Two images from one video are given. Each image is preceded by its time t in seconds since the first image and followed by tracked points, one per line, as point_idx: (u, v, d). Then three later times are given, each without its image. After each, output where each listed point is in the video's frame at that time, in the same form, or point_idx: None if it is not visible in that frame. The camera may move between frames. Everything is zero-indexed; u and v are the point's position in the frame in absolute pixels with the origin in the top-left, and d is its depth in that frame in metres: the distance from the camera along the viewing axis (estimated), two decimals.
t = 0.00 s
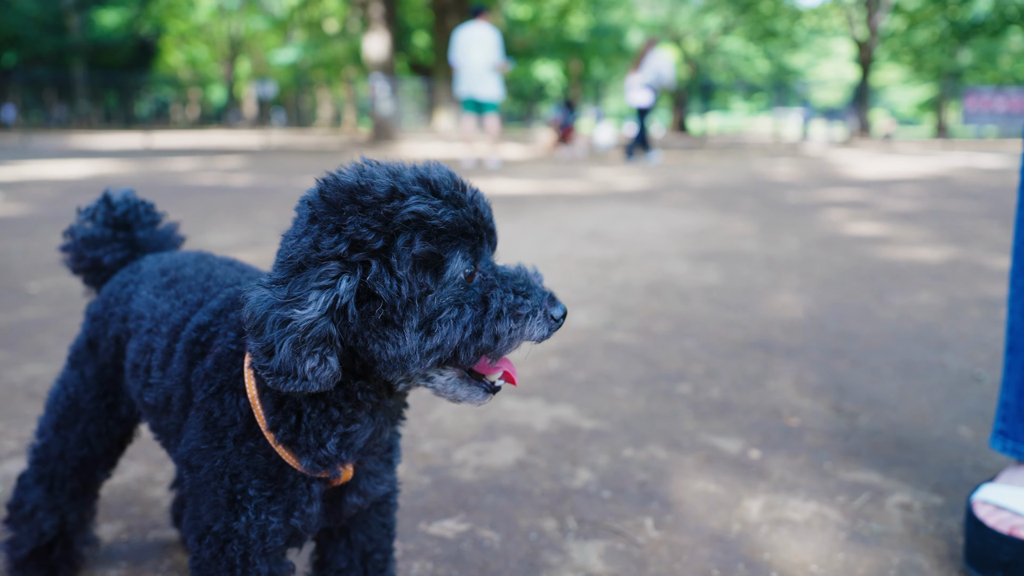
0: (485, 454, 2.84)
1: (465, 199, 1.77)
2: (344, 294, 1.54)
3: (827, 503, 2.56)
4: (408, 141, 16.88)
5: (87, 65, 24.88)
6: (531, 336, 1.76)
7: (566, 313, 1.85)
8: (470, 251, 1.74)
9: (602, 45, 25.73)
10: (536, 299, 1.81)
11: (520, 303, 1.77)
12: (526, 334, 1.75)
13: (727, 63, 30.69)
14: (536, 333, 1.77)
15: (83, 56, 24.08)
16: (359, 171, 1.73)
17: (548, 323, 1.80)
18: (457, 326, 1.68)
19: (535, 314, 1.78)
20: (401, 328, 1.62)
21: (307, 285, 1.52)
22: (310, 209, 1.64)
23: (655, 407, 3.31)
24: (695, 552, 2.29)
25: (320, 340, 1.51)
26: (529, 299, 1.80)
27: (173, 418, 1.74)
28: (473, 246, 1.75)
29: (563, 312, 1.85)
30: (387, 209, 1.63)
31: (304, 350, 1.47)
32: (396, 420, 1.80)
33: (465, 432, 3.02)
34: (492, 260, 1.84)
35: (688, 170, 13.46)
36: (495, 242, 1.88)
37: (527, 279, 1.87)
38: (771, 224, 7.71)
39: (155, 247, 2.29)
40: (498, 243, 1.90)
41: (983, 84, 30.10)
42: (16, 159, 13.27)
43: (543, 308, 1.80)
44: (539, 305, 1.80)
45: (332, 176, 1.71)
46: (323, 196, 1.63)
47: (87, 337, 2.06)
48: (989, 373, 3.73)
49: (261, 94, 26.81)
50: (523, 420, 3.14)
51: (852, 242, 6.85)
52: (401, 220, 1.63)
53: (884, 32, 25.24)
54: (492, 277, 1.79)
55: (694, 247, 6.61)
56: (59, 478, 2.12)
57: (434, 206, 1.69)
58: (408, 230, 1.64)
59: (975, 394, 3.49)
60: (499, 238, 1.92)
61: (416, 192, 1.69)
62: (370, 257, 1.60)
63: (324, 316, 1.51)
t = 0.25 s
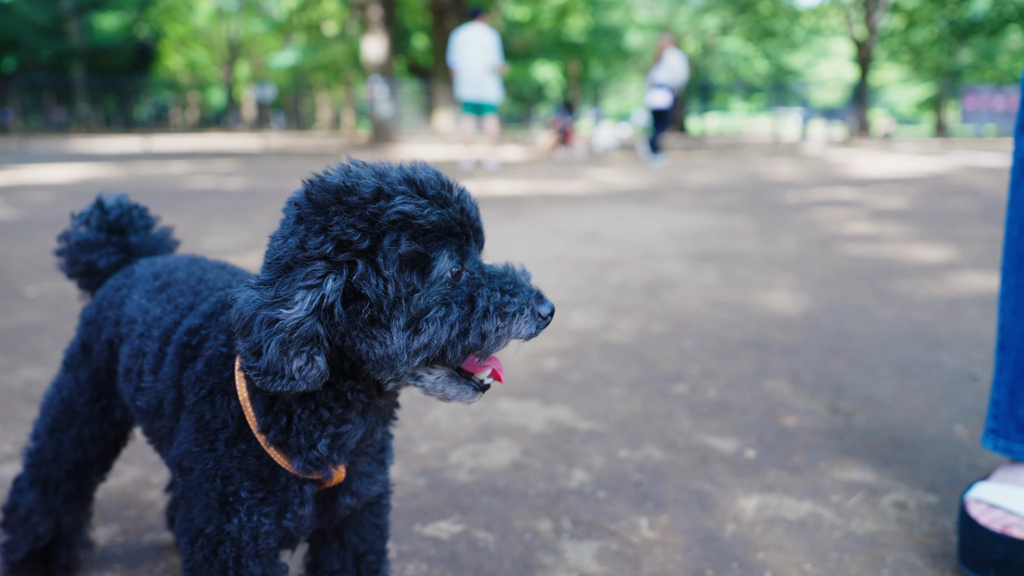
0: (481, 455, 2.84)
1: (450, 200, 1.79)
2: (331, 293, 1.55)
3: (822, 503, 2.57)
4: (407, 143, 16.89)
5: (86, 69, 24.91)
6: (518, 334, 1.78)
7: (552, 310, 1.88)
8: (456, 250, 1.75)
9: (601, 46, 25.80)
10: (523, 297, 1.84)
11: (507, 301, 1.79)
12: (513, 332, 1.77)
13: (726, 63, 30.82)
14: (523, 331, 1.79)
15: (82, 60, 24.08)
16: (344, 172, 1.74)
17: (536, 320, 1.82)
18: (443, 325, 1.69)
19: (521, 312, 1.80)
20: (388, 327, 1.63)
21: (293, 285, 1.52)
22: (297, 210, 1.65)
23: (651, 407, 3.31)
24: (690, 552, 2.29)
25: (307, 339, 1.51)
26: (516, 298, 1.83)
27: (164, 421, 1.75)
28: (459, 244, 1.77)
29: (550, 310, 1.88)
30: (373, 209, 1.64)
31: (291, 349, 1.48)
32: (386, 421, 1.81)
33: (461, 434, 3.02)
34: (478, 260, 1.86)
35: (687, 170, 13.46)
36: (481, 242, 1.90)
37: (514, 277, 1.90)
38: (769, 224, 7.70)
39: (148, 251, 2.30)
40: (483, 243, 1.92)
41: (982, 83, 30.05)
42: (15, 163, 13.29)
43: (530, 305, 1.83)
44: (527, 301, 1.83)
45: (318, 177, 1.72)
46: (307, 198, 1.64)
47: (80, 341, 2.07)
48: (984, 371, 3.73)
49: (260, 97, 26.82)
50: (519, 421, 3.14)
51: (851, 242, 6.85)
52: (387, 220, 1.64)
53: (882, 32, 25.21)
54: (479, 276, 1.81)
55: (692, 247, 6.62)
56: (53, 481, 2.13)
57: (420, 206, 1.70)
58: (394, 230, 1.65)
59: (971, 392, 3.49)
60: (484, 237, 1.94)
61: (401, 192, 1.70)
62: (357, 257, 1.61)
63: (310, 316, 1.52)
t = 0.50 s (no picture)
0: (479, 461, 2.86)
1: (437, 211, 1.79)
2: (309, 297, 1.57)
3: (819, 508, 2.57)
4: (410, 148, 16.94)
5: (91, 77, 25.02)
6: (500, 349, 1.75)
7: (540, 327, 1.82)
8: (439, 262, 1.75)
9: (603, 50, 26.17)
10: (508, 311, 1.80)
11: (483, 315, 1.76)
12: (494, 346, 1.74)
13: (729, 67, 30.90)
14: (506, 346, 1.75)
15: (88, 68, 24.21)
16: (334, 182, 1.77)
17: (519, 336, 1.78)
18: (416, 335, 1.67)
19: (505, 327, 1.76)
20: (364, 334, 1.64)
21: (275, 289, 1.57)
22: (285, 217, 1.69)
23: (650, 413, 3.32)
24: (686, 557, 2.31)
25: (287, 342, 1.55)
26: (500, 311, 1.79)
27: (163, 426, 1.77)
28: (443, 256, 1.76)
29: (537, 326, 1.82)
30: (354, 218, 1.67)
31: (271, 350, 1.52)
32: (381, 428, 1.83)
33: (460, 439, 3.03)
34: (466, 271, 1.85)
35: (690, 175, 13.48)
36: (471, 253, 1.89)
37: (500, 291, 1.86)
38: (771, 229, 7.71)
39: (149, 259, 2.32)
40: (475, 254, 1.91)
41: (986, 86, 30.01)
42: (20, 170, 13.35)
43: (515, 321, 1.79)
44: (508, 317, 1.79)
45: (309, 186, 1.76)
46: (294, 205, 1.68)
47: (82, 348, 2.09)
48: (984, 376, 3.74)
49: (264, 103, 26.95)
50: (518, 427, 3.16)
51: (852, 246, 6.85)
52: (367, 229, 1.66)
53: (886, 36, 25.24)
54: (463, 287, 1.79)
55: (693, 253, 6.63)
56: (54, 488, 2.16)
57: (403, 215, 1.71)
58: (374, 239, 1.67)
59: (970, 397, 3.49)
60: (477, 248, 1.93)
61: (385, 202, 1.72)
62: (336, 264, 1.63)
63: (291, 319, 1.55)
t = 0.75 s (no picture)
0: (479, 471, 2.86)
1: (421, 224, 1.79)
2: (286, 302, 1.60)
3: (818, 518, 2.57)
4: (412, 160, 17.02)
5: (95, 89, 25.18)
6: (475, 364, 1.69)
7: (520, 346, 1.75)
8: (417, 273, 1.73)
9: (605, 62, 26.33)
10: (486, 329, 1.75)
11: (453, 330, 1.72)
12: (467, 361, 1.69)
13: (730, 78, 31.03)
14: (482, 362, 1.70)
15: (92, 80, 24.34)
16: (324, 193, 1.81)
17: (498, 354, 1.72)
18: (378, 346, 1.65)
19: (483, 344, 1.71)
20: (337, 342, 1.65)
21: (256, 293, 1.62)
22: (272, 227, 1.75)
23: (649, 423, 3.33)
24: (684, 568, 2.32)
25: (266, 343, 1.59)
26: (479, 328, 1.75)
27: (165, 435, 1.78)
28: (421, 268, 1.75)
29: (517, 347, 1.74)
30: (332, 228, 1.70)
31: (251, 350, 1.56)
32: (378, 438, 1.84)
33: (460, 449, 3.04)
34: (450, 286, 1.83)
35: (690, 185, 13.55)
36: (459, 268, 1.86)
37: (484, 308, 1.81)
38: (772, 238, 7.73)
39: (151, 269, 2.34)
40: (466, 268, 1.89)
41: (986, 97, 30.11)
42: (23, 182, 13.41)
43: (494, 338, 1.73)
44: (485, 333, 1.74)
45: (300, 199, 1.81)
46: (282, 215, 1.74)
47: (84, 358, 2.10)
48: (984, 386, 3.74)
49: (267, 115, 27.09)
50: (518, 437, 3.16)
51: (852, 256, 6.87)
52: (344, 238, 1.68)
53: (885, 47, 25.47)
54: (446, 300, 1.77)
55: (693, 263, 6.65)
56: (55, 496, 2.17)
57: (384, 225, 1.72)
58: (350, 249, 1.68)
59: (970, 407, 3.49)
60: (469, 261, 1.91)
61: (367, 212, 1.74)
62: (312, 272, 1.66)
63: (269, 321, 1.59)
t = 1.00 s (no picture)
0: (480, 475, 2.86)
1: (419, 231, 1.78)
2: (282, 307, 1.60)
3: (821, 523, 2.57)
4: (413, 165, 17.04)
5: (98, 94, 25.23)
6: (467, 375, 1.67)
7: (515, 358, 1.72)
8: (412, 281, 1.72)
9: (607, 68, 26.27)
10: (481, 340, 1.72)
11: (445, 341, 1.69)
12: (461, 371, 1.67)
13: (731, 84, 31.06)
14: (477, 372, 1.68)
15: (95, 85, 24.41)
16: (324, 199, 1.81)
17: (493, 366, 1.69)
18: (371, 354, 1.64)
19: (477, 354, 1.69)
20: (330, 348, 1.64)
21: (253, 297, 1.62)
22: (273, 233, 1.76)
23: (651, 427, 3.33)
24: (687, 572, 2.31)
25: (262, 347, 1.59)
26: (473, 338, 1.72)
27: (168, 436, 1.79)
28: (415, 277, 1.73)
29: (513, 359, 1.72)
30: (329, 234, 1.69)
31: (246, 352, 1.56)
32: (380, 442, 1.84)
33: (462, 453, 3.04)
34: (447, 294, 1.81)
35: (692, 190, 13.58)
36: (456, 277, 1.83)
37: (480, 318, 1.79)
38: (773, 244, 7.73)
39: (154, 273, 2.34)
40: (465, 276, 1.86)
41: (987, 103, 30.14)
42: (25, 187, 13.44)
43: (489, 349, 1.71)
44: (478, 344, 1.71)
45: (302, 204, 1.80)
46: (283, 220, 1.75)
47: (87, 360, 2.11)
48: (986, 391, 3.73)
49: (269, 121, 27.16)
50: (519, 441, 3.16)
51: (853, 261, 6.86)
52: (341, 244, 1.68)
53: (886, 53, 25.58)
54: (442, 308, 1.75)
55: (695, 268, 6.65)
56: (57, 499, 2.17)
57: (382, 232, 1.72)
58: (346, 256, 1.68)
59: (972, 412, 3.49)
60: (469, 269, 1.89)
61: (364, 218, 1.73)
62: (308, 277, 1.66)
63: (265, 325, 1.59)
